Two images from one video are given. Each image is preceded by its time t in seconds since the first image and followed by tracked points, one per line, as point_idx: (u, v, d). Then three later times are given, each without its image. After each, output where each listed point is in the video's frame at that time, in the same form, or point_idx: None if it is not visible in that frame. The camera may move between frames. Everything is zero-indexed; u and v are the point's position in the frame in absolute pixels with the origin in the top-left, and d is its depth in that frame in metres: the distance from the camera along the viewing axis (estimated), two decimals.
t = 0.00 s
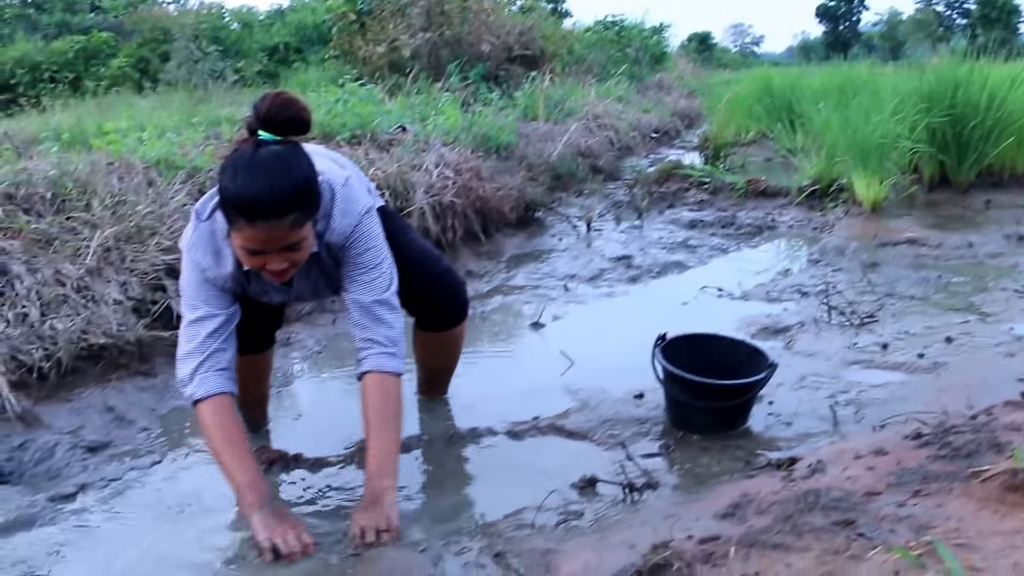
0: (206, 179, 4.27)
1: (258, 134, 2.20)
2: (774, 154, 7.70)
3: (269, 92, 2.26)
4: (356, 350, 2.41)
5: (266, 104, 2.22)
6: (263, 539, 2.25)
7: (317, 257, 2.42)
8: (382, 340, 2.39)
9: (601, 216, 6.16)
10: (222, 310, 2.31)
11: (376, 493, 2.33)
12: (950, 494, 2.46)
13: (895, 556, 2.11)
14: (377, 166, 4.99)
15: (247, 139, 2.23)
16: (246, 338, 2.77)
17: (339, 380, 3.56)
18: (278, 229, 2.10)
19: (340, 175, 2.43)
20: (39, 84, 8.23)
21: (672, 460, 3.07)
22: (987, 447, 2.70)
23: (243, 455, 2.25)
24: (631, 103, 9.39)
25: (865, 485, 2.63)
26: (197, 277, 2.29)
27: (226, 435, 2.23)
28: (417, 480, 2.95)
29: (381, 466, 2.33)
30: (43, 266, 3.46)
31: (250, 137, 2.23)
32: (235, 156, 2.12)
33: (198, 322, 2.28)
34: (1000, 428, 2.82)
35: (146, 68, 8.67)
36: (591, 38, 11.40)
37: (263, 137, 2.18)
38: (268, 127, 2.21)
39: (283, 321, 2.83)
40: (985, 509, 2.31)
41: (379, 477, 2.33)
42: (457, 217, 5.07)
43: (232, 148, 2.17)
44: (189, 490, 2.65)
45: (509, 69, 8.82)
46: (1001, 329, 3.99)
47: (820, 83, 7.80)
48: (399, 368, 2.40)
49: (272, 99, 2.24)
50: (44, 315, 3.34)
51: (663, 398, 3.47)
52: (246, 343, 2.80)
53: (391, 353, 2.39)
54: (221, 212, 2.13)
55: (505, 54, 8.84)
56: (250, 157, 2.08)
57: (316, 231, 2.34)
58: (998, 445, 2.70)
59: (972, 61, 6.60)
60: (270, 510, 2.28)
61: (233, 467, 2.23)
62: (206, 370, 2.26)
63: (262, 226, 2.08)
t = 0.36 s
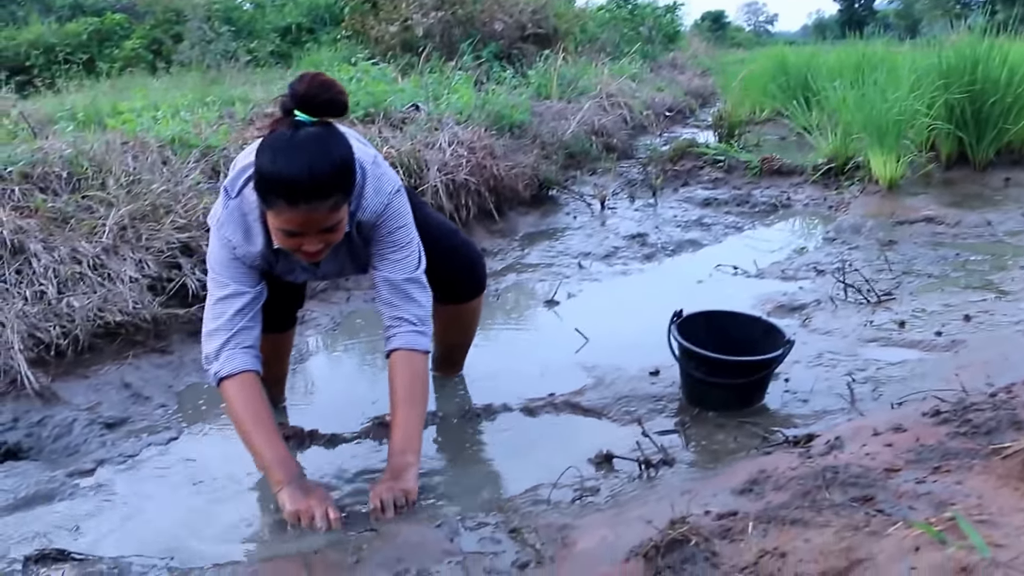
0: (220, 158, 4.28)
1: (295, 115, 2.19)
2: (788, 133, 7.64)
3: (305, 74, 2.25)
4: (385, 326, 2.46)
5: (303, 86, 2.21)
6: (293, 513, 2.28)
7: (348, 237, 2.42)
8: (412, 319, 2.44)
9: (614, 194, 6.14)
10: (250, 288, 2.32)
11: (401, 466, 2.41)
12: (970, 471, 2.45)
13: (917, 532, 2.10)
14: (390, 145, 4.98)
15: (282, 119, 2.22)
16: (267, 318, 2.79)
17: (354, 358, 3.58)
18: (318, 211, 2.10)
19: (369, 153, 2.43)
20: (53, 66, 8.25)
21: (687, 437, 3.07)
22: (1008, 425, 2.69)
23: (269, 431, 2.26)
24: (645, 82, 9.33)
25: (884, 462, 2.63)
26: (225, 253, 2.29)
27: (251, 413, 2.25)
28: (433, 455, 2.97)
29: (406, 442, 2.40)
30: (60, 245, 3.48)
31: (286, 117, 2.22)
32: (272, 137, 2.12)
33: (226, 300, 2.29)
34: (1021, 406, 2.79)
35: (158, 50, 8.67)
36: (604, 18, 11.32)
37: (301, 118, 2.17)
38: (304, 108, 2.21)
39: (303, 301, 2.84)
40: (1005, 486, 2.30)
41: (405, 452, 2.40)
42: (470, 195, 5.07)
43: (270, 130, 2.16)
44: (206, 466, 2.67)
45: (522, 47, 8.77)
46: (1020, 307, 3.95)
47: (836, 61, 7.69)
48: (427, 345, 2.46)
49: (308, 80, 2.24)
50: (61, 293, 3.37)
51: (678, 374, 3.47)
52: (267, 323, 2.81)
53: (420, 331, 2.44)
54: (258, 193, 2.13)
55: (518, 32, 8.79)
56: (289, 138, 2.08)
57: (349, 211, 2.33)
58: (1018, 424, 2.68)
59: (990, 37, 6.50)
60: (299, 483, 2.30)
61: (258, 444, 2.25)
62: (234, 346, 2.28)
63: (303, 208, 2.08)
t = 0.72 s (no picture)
0: (232, 140, 4.29)
1: (308, 97, 2.18)
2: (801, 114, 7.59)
3: (318, 56, 2.24)
4: (399, 305, 2.47)
5: (316, 68, 2.20)
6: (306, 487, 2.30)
7: (361, 217, 2.42)
8: (426, 298, 2.45)
9: (626, 176, 6.12)
10: (263, 268, 2.34)
11: (413, 445, 2.42)
12: (989, 452, 2.45)
13: (936, 511, 2.09)
14: (401, 126, 4.98)
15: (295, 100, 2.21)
16: (279, 296, 2.80)
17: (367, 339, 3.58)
18: (333, 192, 2.10)
19: (381, 135, 2.42)
20: (63, 50, 8.26)
21: (701, 417, 3.07)
22: None
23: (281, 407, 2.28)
24: (656, 64, 9.28)
25: (900, 443, 2.62)
26: (238, 232, 2.30)
27: (263, 389, 2.27)
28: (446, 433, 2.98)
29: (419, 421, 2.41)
30: (73, 225, 3.50)
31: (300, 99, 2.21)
32: (286, 118, 2.11)
33: (239, 279, 2.31)
34: None
35: (169, 34, 8.67)
36: None
37: (314, 100, 2.16)
38: (318, 90, 2.19)
39: (315, 279, 2.85)
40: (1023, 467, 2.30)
41: (417, 431, 2.41)
42: (481, 177, 5.06)
43: (283, 111, 2.15)
44: (219, 445, 2.69)
45: (533, 29, 8.73)
46: None
47: (850, 41, 7.62)
48: (442, 325, 2.47)
49: (321, 62, 2.23)
50: (75, 273, 3.39)
51: (691, 354, 3.46)
52: (280, 301, 2.82)
53: (434, 311, 2.45)
54: (271, 174, 2.12)
55: (529, 14, 8.75)
56: (303, 120, 2.07)
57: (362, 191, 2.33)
58: None
59: (1008, 17, 6.42)
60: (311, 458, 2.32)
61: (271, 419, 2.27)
62: (247, 325, 2.30)
63: (318, 190, 2.08)
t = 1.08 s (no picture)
0: (242, 125, 4.29)
1: (321, 81, 2.18)
2: (813, 100, 7.54)
3: (331, 40, 2.23)
4: (410, 288, 2.48)
5: (330, 52, 2.20)
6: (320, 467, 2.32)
7: (372, 201, 2.42)
8: (438, 281, 2.46)
9: (636, 161, 6.10)
10: (275, 251, 2.35)
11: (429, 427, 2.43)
12: (1004, 439, 2.45)
13: (952, 496, 2.08)
14: (411, 112, 4.97)
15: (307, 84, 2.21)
16: (290, 279, 2.81)
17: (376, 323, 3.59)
18: (345, 176, 2.10)
19: (393, 119, 2.42)
20: (72, 37, 8.26)
21: (712, 401, 3.06)
22: None
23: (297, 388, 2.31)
24: (667, 50, 9.23)
25: (914, 428, 2.62)
26: (250, 216, 2.30)
27: (279, 370, 2.30)
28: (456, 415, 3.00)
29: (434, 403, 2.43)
30: (85, 210, 3.51)
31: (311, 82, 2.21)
32: (298, 102, 2.10)
33: (252, 262, 2.32)
34: None
35: (178, 21, 8.66)
36: None
37: (327, 84, 2.16)
38: (331, 74, 2.18)
39: (326, 263, 2.86)
40: None
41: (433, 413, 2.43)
42: (491, 162, 5.06)
43: (296, 94, 2.15)
44: (231, 428, 2.70)
45: (542, 14, 8.69)
46: None
47: (863, 24, 7.54)
48: (453, 308, 2.48)
49: (334, 46, 2.21)
50: (86, 258, 3.40)
51: (702, 339, 3.45)
52: (290, 284, 2.83)
53: (446, 294, 2.47)
54: (284, 158, 2.13)
55: None
56: (316, 104, 2.07)
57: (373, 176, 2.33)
58: None
59: None
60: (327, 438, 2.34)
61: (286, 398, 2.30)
62: (261, 308, 2.32)
63: (330, 173, 2.08)
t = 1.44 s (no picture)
0: (251, 113, 4.29)
1: (325, 65, 2.18)
2: (823, 88, 7.49)
3: (336, 24, 2.23)
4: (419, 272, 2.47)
5: (334, 36, 2.20)
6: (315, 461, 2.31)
7: (379, 185, 2.42)
8: (446, 265, 2.44)
9: (646, 149, 6.07)
10: (283, 239, 2.34)
11: (433, 410, 2.44)
12: (1016, 428, 2.44)
13: (964, 484, 2.07)
14: (420, 99, 4.96)
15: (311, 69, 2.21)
16: (298, 266, 2.80)
17: (386, 312, 3.59)
18: (348, 159, 2.09)
19: (398, 103, 2.42)
20: (82, 26, 8.26)
21: (722, 389, 3.05)
22: None
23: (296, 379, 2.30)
24: (677, 38, 9.17)
25: (926, 417, 2.60)
26: (258, 203, 2.30)
27: (282, 359, 2.29)
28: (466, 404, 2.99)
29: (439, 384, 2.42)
30: (94, 198, 3.52)
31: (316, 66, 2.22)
32: (301, 85, 2.10)
33: (260, 250, 2.32)
34: None
35: (187, 10, 8.65)
36: None
37: (331, 68, 2.16)
38: (335, 58, 2.19)
39: (335, 251, 2.85)
40: None
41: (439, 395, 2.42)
42: (500, 150, 5.04)
43: (300, 78, 2.15)
44: (240, 416, 2.70)
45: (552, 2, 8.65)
46: None
47: (875, 11, 7.48)
48: (462, 291, 2.46)
49: (339, 30, 2.21)
50: (96, 246, 3.40)
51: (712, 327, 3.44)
52: (299, 271, 2.83)
53: (455, 277, 2.45)
54: (287, 141, 2.12)
55: None
56: (319, 86, 2.06)
57: (379, 159, 2.33)
58: None
59: None
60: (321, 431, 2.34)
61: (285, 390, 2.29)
62: (270, 296, 2.31)
63: (332, 155, 2.07)
